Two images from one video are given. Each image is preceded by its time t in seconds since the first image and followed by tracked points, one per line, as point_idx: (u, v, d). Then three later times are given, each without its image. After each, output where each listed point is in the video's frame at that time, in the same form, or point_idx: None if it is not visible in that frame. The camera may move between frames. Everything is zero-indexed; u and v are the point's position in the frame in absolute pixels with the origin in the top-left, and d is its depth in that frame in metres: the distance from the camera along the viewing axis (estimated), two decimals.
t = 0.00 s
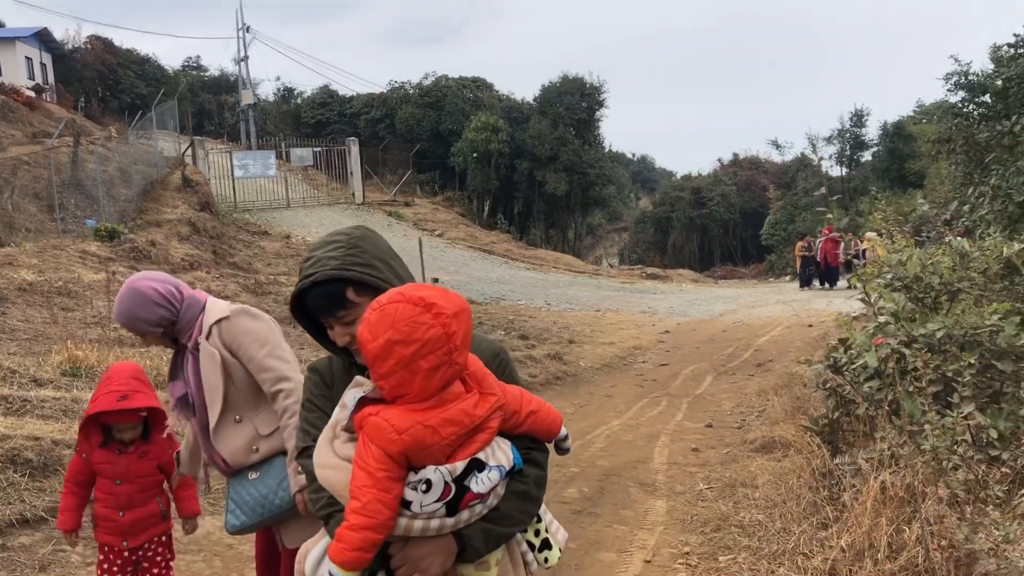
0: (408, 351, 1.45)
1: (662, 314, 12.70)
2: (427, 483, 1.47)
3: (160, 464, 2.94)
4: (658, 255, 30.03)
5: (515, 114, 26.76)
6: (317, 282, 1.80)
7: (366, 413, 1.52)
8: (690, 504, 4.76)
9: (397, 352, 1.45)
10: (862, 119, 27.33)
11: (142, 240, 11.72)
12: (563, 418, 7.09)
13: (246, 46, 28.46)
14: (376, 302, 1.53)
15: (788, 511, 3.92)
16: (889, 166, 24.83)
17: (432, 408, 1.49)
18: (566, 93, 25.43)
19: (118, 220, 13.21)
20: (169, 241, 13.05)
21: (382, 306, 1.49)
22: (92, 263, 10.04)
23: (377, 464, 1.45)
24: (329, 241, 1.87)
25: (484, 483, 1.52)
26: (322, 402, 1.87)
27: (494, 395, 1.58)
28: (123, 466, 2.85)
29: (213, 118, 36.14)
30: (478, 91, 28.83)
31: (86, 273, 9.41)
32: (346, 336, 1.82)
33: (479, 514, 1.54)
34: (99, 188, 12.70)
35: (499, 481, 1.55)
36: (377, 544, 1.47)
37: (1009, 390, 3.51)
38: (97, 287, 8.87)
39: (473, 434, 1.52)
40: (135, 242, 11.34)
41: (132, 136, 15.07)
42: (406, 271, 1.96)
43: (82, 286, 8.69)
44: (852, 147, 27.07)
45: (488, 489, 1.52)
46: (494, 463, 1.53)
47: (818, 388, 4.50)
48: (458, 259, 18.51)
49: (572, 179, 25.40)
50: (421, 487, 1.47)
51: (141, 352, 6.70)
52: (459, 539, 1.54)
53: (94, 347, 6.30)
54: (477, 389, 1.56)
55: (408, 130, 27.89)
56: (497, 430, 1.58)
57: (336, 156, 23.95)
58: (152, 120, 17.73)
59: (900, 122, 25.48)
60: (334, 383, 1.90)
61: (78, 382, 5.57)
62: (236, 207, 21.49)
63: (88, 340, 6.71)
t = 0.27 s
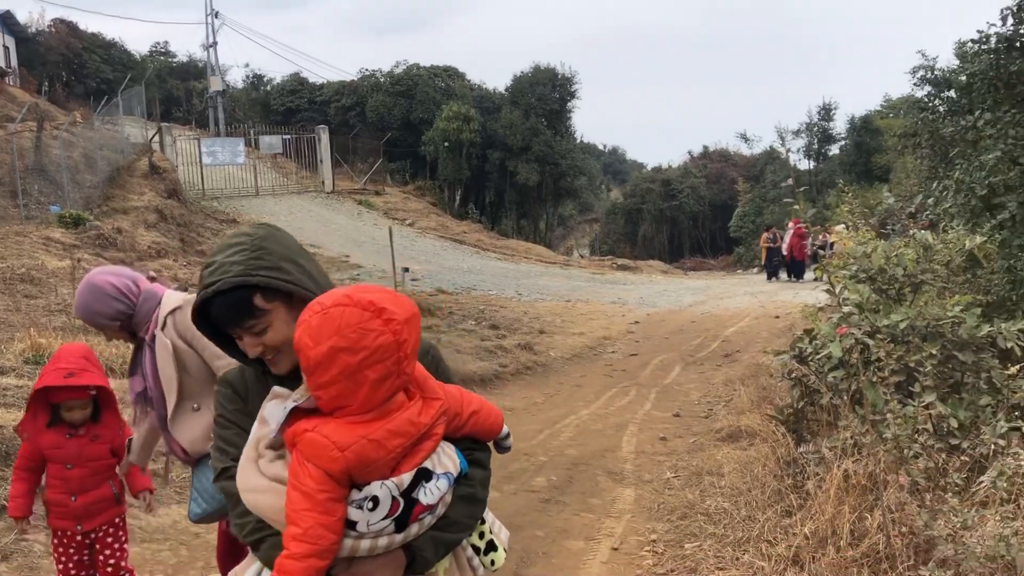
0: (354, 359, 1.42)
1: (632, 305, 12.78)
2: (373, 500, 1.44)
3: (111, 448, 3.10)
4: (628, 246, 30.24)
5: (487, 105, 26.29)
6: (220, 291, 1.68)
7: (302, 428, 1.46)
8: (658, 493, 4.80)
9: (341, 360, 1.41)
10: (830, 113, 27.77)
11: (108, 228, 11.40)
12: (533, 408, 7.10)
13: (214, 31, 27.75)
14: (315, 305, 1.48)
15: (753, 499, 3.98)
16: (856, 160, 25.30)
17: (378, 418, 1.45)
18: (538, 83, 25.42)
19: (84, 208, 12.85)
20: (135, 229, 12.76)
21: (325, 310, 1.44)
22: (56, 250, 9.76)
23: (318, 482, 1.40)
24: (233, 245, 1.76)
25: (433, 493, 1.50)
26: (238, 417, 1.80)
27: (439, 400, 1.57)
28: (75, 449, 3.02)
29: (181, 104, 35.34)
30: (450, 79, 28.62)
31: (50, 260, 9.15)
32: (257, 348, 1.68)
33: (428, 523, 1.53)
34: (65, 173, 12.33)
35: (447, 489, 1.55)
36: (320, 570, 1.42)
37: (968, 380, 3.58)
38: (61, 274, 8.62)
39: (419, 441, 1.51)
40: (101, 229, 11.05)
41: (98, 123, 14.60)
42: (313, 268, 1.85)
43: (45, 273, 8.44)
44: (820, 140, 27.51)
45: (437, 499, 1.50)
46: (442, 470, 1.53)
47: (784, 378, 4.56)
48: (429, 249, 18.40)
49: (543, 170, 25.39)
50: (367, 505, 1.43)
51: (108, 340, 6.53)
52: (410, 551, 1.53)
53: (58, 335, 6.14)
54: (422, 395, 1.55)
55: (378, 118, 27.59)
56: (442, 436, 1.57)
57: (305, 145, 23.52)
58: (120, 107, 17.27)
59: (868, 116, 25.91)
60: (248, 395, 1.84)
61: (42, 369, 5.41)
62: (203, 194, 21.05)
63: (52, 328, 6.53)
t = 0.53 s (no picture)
0: (268, 348, 1.35)
1: (609, 302, 12.83)
2: (277, 494, 1.40)
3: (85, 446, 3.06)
4: (606, 244, 30.36)
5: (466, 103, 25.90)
6: (116, 264, 1.60)
7: (204, 412, 1.41)
8: (634, 490, 4.82)
9: (253, 349, 1.34)
10: (806, 113, 28.10)
11: (81, 223, 11.18)
12: (510, 405, 7.08)
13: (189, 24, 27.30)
14: (229, 280, 1.39)
15: (728, 496, 4.00)
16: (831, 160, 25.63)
17: (289, 408, 1.41)
18: (517, 80, 25.39)
19: (55, 203, 12.57)
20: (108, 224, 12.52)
21: (239, 290, 1.35)
22: (26, 245, 9.54)
23: (214, 477, 1.36)
24: (131, 211, 1.68)
25: (346, 487, 1.48)
26: (145, 399, 1.72)
27: (361, 388, 1.53)
28: (48, 446, 3.00)
29: (155, 98, 34.77)
30: (428, 76, 28.48)
31: (20, 256, 8.93)
32: (159, 327, 1.63)
33: (342, 518, 1.50)
34: (36, 167, 12.05)
35: (365, 482, 1.52)
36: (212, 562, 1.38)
37: (942, 378, 3.64)
38: (31, 270, 8.42)
39: (336, 433, 1.48)
40: (73, 225, 10.82)
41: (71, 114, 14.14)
42: (222, 237, 1.78)
43: (15, 269, 8.25)
44: (795, 140, 27.82)
45: (351, 494, 1.48)
46: (360, 462, 1.50)
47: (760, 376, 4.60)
48: (407, 246, 18.28)
49: (521, 168, 25.37)
50: (270, 500, 1.40)
51: (78, 337, 6.39)
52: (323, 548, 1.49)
53: (27, 332, 5.99)
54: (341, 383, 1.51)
55: (356, 114, 27.37)
56: (363, 426, 1.54)
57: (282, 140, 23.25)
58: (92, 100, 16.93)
59: (843, 116, 26.23)
60: (155, 375, 1.75)
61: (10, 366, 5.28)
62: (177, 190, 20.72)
63: (21, 324, 6.38)
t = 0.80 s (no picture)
0: (142, 380, 1.13)
1: (595, 309, 12.81)
2: (159, 538, 1.22)
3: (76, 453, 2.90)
4: (592, 250, 30.44)
5: (451, 109, 26.08)
6: (34, 271, 1.58)
7: (89, 440, 1.23)
8: (620, 498, 4.77)
9: (123, 381, 1.14)
10: (790, 120, 28.35)
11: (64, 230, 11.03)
12: (496, 412, 7.01)
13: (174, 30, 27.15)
14: (105, 298, 1.18)
15: (713, 504, 3.97)
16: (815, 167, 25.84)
17: (175, 444, 1.21)
18: (503, 87, 25.44)
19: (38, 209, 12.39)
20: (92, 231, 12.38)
21: (110, 315, 1.14)
22: (8, 252, 9.40)
23: (84, 518, 1.20)
24: (54, 217, 1.61)
25: (248, 531, 1.27)
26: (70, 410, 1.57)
27: (274, 418, 1.31)
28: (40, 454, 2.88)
29: (140, 105, 34.57)
30: (414, 83, 28.48)
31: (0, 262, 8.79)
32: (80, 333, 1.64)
33: (247, 563, 1.30)
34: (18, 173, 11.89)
35: (276, 522, 1.31)
36: None
37: (924, 386, 3.62)
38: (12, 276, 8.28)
39: (238, 471, 1.27)
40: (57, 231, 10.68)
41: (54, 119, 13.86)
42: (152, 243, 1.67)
43: None
44: (779, 147, 28.03)
45: (255, 538, 1.28)
46: (267, 500, 1.28)
47: (744, 383, 4.57)
48: (392, 252, 18.19)
49: (508, 174, 25.35)
50: (152, 542, 1.23)
51: (58, 345, 6.28)
52: None
53: (5, 341, 5.87)
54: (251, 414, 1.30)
55: (342, 120, 27.28)
56: (279, 460, 1.32)
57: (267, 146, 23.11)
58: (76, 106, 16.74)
59: (826, 123, 26.45)
60: (84, 386, 1.58)
61: None
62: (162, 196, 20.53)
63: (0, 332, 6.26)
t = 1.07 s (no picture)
0: None
1: (587, 322, 12.79)
2: None
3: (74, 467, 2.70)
4: (583, 263, 30.50)
5: (443, 123, 26.53)
6: None
7: None
8: (611, 514, 4.72)
9: None
10: (780, 135, 28.56)
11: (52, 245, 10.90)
12: (488, 428, 6.95)
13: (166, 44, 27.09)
14: None
15: (705, 520, 3.92)
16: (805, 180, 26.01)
17: (40, 495, 1.20)
18: (494, 102, 25.55)
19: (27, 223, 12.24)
20: (81, 245, 12.25)
21: None
22: None
23: None
24: None
25: None
26: None
27: (157, 475, 1.34)
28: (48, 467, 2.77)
29: (131, 118, 34.45)
30: (405, 97, 28.56)
31: None
32: None
33: None
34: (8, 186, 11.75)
35: None
36: None
37: (915, 401, 3.59)
38: None
39: (114, 528, 1.29)
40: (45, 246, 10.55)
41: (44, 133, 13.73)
42: (62, 278, 1.50)
43: None
44: (770, 161, 28.21)
45: None
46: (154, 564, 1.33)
47: (736, 398, 4.54)
48: (383, 266, 18.13)
49: (499, 188, 25.36)
50: None
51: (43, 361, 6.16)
52: None
53: None
54: (131, 468, 1.32)
55: (334, 134, 27.26)
56: (163, 518, 1.35)
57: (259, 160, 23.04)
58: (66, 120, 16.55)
59: (816, 137, 26.67)
60: None
61: None
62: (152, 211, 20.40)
63: None
